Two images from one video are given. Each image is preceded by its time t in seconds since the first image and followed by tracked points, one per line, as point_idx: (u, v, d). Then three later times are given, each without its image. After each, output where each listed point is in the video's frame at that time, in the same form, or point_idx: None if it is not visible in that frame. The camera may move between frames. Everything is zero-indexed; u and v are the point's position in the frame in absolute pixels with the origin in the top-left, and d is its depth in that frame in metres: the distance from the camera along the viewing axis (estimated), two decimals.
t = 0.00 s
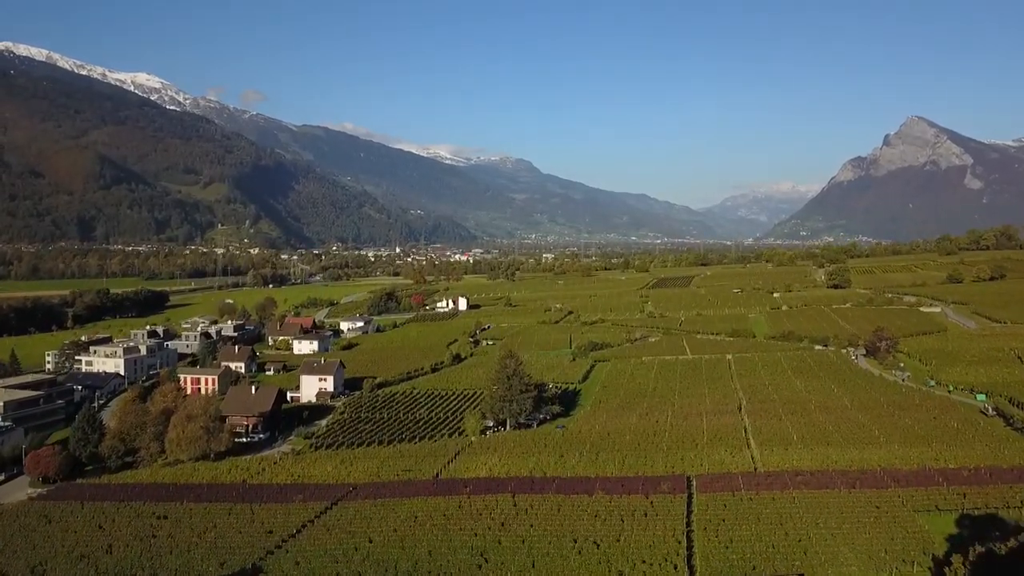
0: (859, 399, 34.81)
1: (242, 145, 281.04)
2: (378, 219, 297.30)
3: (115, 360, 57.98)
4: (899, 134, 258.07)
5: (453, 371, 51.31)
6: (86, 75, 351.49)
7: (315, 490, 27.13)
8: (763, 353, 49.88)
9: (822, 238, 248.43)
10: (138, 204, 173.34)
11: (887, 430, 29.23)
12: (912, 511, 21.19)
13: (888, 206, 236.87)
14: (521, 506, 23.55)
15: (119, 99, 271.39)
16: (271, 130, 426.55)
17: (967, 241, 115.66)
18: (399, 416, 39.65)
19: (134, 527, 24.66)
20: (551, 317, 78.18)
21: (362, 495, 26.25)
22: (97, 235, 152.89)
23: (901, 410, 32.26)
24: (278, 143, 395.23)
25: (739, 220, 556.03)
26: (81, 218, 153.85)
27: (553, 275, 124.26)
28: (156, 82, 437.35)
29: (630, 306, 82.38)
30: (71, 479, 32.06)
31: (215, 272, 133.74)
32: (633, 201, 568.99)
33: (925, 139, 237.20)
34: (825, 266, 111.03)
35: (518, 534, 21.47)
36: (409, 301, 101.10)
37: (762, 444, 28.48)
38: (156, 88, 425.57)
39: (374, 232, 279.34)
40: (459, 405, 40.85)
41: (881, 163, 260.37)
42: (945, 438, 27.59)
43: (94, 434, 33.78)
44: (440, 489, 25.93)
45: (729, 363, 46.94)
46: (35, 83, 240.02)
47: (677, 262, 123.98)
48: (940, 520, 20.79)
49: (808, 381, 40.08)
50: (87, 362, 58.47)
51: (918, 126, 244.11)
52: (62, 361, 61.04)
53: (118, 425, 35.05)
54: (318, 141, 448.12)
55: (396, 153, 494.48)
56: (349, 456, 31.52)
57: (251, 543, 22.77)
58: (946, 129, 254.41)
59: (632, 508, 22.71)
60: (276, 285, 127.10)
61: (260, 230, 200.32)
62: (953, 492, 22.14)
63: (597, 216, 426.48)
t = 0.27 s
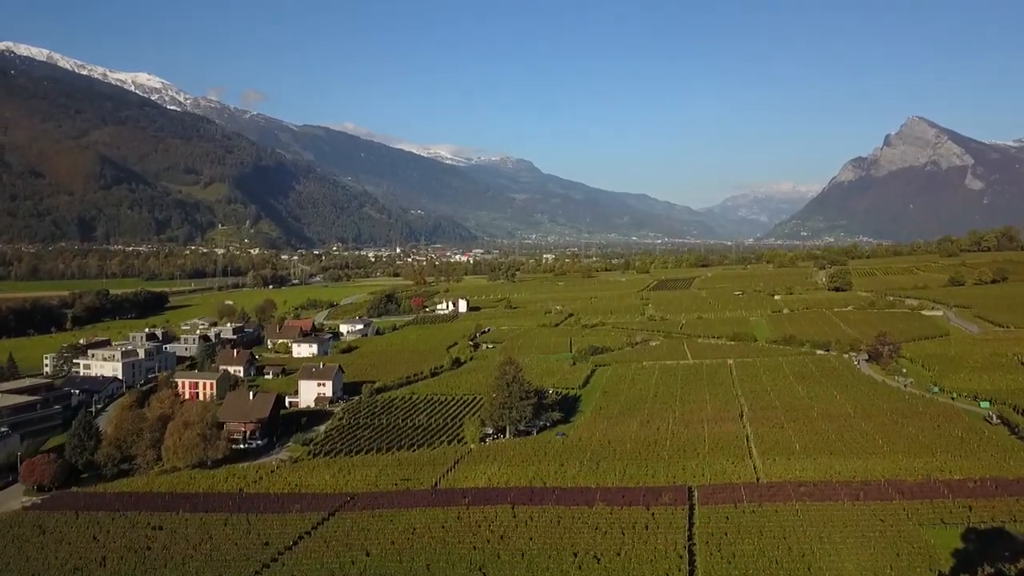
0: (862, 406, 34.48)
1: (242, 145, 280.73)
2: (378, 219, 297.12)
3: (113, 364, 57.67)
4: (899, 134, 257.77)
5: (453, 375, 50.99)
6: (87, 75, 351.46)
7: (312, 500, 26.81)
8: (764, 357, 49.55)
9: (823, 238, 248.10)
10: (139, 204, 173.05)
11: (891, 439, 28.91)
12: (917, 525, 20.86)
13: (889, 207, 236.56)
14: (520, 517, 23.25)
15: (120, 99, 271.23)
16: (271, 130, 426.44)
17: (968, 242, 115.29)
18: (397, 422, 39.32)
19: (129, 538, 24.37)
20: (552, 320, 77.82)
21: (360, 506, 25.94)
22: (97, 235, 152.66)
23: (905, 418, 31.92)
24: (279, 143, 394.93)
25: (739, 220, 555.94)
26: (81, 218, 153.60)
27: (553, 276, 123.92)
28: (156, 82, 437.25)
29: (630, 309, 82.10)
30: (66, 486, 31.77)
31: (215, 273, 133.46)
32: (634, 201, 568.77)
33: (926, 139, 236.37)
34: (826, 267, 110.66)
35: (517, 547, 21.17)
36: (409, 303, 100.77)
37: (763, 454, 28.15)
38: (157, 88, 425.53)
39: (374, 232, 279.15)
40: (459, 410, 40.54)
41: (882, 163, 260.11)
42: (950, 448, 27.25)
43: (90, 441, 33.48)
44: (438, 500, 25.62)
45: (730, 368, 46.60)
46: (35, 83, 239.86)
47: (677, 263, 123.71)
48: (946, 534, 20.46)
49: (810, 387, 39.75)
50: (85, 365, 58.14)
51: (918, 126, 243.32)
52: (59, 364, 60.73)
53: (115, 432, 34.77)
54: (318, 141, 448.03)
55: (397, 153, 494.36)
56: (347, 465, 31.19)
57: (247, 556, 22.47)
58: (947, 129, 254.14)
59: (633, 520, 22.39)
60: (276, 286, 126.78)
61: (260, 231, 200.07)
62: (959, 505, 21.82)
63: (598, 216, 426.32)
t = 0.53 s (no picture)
0: (864, 413, 34.20)
1: (242, 145, 280.44)
2: (379, 219, 296.83)
3: (110, 367, 57.36)
4: (901, 134, 257.09)
5: (452, 380, 50.79)
6: (88, 75, 351.66)
7: (309, 509, 26.58)
8: (766, 362, 49.33)
9: (824, 238, 247.77)
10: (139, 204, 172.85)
11: (895, 448, 28.61)
12: (921, 538, 20.63)
13: (890, 207, 236.15)
14: (520, 528, 23.02)
15: (120, 99, 271.17)
16: (272, 130, 426.33)
17: (970, 244, 114.91)
18: (397, 427, 39.08)
19: (125, 549, 24.13)
20: (552, 322, 77.61)
21: (358, 516, 25.68)
22: (98, 235, 152.83)
23: (908, 426, 31.64)
24: (279, 143, 394.73)
25: (739, 220, 555.65)
26: (82, 219, 153.50)
27: (554, 277, 123.57)
28: (157, 81, 437.60)
29: (631, 311, 81.88)
30: (62, 494, 31.48)
31: (215, 273, 133.22)
32: (635, 201, 568.48)
33: (926, 140, 235.65)
34: (827, 269, 110.28)
35: (516, 560, 20.93)
36: (409, 305, 100.48)
37: (765, 463, 27.91)
38: (158, 88, 425.79)
39: (375, 232, 279.00)
40: (459, 417, 40.31)
41: (883, 163, 259.45)
42: (954, 457, 26.96)
43: (87, 447, 33.20)
44: (438, 510, 25.34)
45: (731, 373, 46.29)
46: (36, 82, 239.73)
47: (679, 264, 123.48)
48: (952, 548, 20.19)
49: (812, 393, 39.52)
50: (83, 368, 57.89)
51: (919, 126, 242.62)
52: (58, 367, 60.44)
53: (111, 438, 34.47)
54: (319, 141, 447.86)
55: (397, 153, 494.14)
56: (345, 472, 30.92)
57: (243, 568, 22.25)
58: (947, 129, 253.82)
59: (634, 532, 22.11)
60: (276, 287, 126.50)
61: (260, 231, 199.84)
62: (963, 517, 21.55)
63: (598, 216, 426.07)
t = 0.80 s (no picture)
0: (867, 421, 33.88)
1: (242, 145, 280.11)
2: (379, 219, 296.61)
3: (109, 370, 57.05)
4: (901, 135, 256.79)
5: (451, 384, 50.54)
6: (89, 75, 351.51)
7: (307, 519, 26.31)
8: (768, 366, 49.07)
9: (824, 238, 247.37)
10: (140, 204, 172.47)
11: (898, 457, 28.31)
12: (926, 553, 20.35)
13: (891, 207, 235.79)
14: (519, 540, 22.73)
15: (121, 99, 270.93)
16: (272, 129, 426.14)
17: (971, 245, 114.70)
18: (396, 433, 38.83)
19: (119, 561, 23.86)
20: (553, 325, 77.36)
21: (355, 527, 25.39)
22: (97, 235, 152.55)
23: (912, 434, 31.35)
24: (279, 143, 394.64)
25: (739, 220, 555.45)
26: (81, 219, 153.23)
27: (554, 278, 123.27)
28: (157, 81, 437.39)
29: (631, 313, 81.63)
30: (57, 503, 31.20)
31: (215, 274, 133.03)
32: (635, 201, 568.13)
33: (927, 140, 235.18)
34: (827, 270, 110.08)
35: None
36: (408, 306, 100.18)
37: (767, 472, 27.63)
38: (159, 88, 425.64)
39: (375, 232, 278.80)
40: (459, 422, 40.02)
41: (883, 163, 259.13)
42: (958, 467, 26.68)
43: (84, 454, 32.94)
44: (437, 520, 25.08)
45: (733, 378, 45.96)
46: (36, 82, 239.43)
47: (679, 265, 123.20)
48: (957, 562, 19.91)
49: (813, 399, 39.24)
50: (81, 372, 57.57)
51: (919, 127, 241.99)
52: (56, 370, 60.12)
53: (108, 445, 34.22)
54: (319, 141, 447.68)
55: (398, 153, 493.81)
56: (343, 481, 30.62)
57: None
58: (948, 129, 253.49)
59: (635, 545, 21.80)
60: (276, 287, 126.19)
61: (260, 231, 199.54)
62: (967, 531, 21.29)
63: (599, 216, 425.80)
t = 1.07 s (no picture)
0: (869, 428, 33.67)
1: (243, 145, 279.86)
2: (379, 219, 296.45)
3: (107, 373, 56.82)
4: (902, 135, 256.45)
5: (451, 388, 50.33)
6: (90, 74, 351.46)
7: (305, 528, 26.12)
8: (769, 371, 48.84)
9: (825, 238, 246.99)
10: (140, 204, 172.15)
11: (901, 466, 28.11)
12: (930, 566, 20.15)
13: (892, 207, 235.43)
14: (519, 551, 22.53)
15: (121, 99, 270.80)
16: (273, 129, 426.03)
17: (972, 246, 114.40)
18: (395, 439, 38.65)
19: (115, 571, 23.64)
20: (553, 327, 77.09)
21: (354, 536, 25.19)
22: (97, 235, 152.31)
23: (914, 442, 31.16)
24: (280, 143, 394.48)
25: (740, 220, 554.88)
26: (81, 219, 153.01)
27: (555, 279, 122.98)
28: (158, 80, 437.32)
29: (632, 315, 81.42)
30: (54, 510, 31.00)
31: (215, 274, 132.82)
32: (635, 201, 567.60)
33: (928, 140, 234.83)
34: (828, 271, 109.80)
35: None
36: (408, 308, 99.92)
37: (769, 481, 27.42)
38: (159, 87, 425.68)
39: (375, 232, 278.62)
40: (458, 428, 39.81)
41: (884, 163, 258.69)
42: (962, 477, 26.50)
43: (80, 460, 32.71)
44: (436, 530, 24.88)
45: (734, 383, 45.71)
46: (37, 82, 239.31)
47: (681, 266, 122.90)
48: None
49: (815, 405, 39.03)
50: (80, 374, 57.31)
51: (919, 127, 241.72)
52: (55, 373, 59.92)
53: (105, 451, 34.02)
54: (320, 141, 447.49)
55: (398, 153, 493.49)
56: (342, 488, 30.41)
57: None
58: (948, 129, 253.07)
59: (636, 557, 21.60)
60: (276, 288, 125.91)
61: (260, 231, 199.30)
62: (972, 542, 21.10)
63: (599, 216, 425.45)
